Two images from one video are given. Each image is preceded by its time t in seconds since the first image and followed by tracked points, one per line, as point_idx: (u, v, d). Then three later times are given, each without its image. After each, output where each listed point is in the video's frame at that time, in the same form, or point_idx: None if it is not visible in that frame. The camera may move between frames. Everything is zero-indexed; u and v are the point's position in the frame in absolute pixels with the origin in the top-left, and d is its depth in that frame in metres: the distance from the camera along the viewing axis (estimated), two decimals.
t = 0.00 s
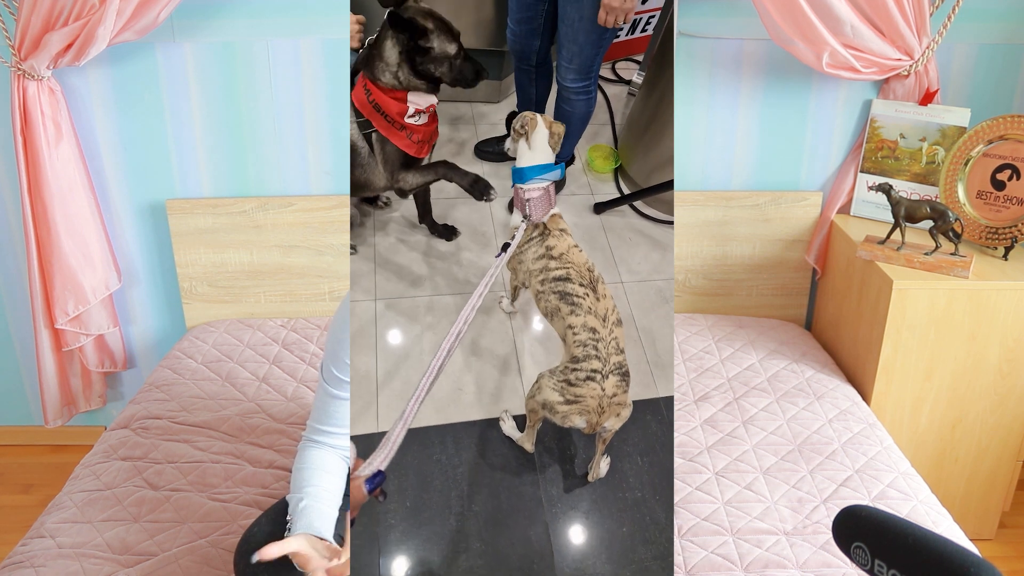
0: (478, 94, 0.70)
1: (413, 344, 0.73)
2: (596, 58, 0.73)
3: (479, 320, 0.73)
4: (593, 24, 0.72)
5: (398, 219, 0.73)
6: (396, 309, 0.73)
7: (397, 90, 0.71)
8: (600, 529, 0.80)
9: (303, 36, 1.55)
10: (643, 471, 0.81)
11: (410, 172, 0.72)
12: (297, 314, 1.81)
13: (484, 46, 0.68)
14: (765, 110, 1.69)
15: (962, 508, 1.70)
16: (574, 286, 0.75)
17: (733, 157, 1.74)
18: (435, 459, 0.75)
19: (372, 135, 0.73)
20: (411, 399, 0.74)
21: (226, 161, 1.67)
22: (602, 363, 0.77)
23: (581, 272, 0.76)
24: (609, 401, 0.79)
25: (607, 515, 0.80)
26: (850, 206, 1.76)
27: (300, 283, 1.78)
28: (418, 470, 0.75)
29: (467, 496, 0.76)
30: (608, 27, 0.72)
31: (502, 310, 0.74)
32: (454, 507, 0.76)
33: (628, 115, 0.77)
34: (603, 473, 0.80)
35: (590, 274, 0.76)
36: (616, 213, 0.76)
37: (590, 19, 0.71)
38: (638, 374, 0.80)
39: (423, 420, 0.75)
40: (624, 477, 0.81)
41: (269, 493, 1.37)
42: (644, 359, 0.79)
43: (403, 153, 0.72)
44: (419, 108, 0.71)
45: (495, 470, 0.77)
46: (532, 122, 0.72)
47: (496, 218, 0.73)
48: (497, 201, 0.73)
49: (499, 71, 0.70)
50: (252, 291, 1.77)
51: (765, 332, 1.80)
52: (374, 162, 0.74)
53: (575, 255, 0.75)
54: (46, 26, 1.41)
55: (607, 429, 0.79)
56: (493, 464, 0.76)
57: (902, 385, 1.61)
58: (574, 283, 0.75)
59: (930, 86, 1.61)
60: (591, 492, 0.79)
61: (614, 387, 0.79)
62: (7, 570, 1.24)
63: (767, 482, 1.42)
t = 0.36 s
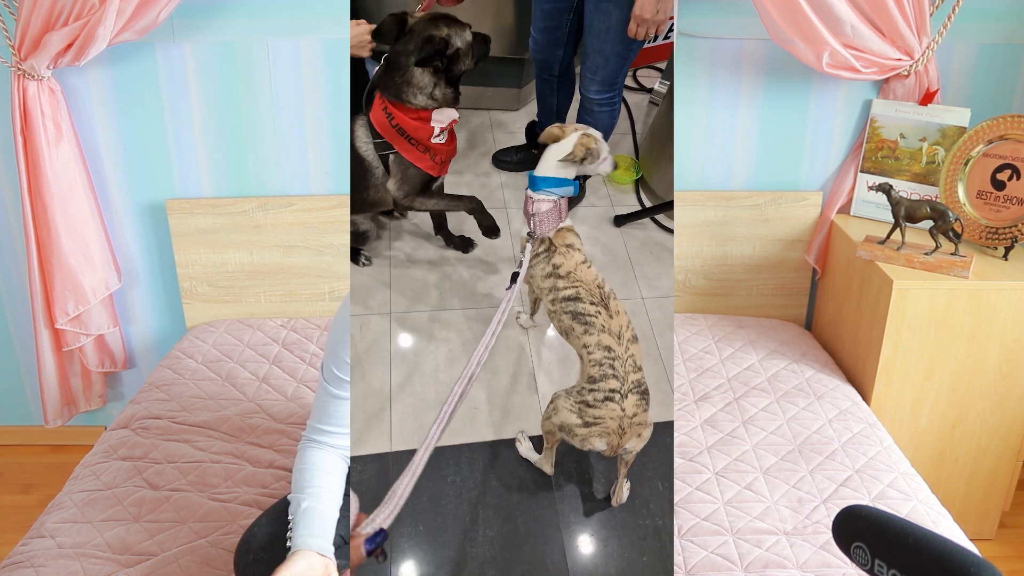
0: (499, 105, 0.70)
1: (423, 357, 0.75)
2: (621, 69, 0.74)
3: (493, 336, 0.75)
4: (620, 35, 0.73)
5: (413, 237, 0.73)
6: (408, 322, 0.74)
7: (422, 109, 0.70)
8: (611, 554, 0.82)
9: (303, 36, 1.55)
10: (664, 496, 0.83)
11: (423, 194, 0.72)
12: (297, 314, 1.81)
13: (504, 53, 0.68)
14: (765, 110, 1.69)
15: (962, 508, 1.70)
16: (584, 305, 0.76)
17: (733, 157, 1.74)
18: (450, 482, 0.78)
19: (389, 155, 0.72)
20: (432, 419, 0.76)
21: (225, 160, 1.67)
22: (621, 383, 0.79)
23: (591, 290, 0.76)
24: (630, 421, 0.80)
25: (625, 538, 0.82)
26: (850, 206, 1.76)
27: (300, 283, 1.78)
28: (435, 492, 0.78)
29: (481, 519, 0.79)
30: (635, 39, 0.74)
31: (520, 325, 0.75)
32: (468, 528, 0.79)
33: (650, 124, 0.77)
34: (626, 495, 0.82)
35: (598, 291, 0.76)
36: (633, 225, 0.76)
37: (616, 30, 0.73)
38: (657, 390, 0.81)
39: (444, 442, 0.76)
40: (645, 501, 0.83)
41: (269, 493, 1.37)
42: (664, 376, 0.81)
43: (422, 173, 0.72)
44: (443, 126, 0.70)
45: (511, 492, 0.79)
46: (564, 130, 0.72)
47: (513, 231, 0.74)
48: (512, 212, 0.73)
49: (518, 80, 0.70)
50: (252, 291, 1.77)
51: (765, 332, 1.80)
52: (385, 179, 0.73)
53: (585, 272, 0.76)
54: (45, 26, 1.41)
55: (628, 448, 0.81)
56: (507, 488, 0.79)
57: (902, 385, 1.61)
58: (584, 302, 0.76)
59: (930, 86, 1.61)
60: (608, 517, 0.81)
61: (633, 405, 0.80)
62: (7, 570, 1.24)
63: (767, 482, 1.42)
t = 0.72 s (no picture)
0: (505, 121, 0.62)
1: (416, 374, 0.64)
2: (630, 92, 0.65)
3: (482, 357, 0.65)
4: (629, 58, 0.65)
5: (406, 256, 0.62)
6: (396, 338, 0.63)
7: (431, 134, 0.61)
8: None
9: (303, 36, 1.56)
10: (649, 537, 0.72)
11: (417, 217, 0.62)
12: (297, 314, 1.81)
13: (512, 66, 0.60)
14: (765, 111, 1.69)
15: (961, 509, 1.70)
16: (561, 336, 0.66)
17: (733, 158, 1.74)
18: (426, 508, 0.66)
19: (388, 179, 0.63)
20: (408, 442, 0.65)
21: (226, 161, 1.67)
22: (603, 421, 0.68)
23: (568, 320, 0.66)
24: (614, 459, 0.69)
25: None
26: (850, 206, 1.76)
27: (300, 283, 1.78)
28: (410, 518, 0.66)
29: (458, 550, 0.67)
30: (644, 63, 0.66)
31: (509, 344, 0.65)
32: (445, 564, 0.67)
33: (658, 144, 0.66)
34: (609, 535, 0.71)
35: (576, 322, 0.66)
36: (635, 247, 0.66)
37: (625, 53, 0.65)
38: (644, 428, 0.70)
39: (423, 463, 0.65)
40: (627, 541, 0.72)
41: (269, 493, 1.37)
42: (655, 411, 0.70)
43: (423, 199, 0.62)
44: (447, 151, 0.61)
45: (489, 520, 0.67)
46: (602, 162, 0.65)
47: (511, 242, 0.64)
48: (511, 230, 0.64)
49: (525, 93, 0.61)
50: (252, 291, 1.77)
51: (765, 332, 1.80)
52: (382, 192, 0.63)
53: (564, 300, 0.66)
54: (45, 26, 1.41)
55: (615, 488, 0.71)
56: (483, 518, 0.67)
57: (902, 385, 1.61)
58: (560, 335, 0.66)
59: (930, 86, 1.61)
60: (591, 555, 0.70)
61: (616, 445, 0.69)
62: (7, 570, 1.24)
63: (767, 482, 1.42)
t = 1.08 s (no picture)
0: (505, 120, 0.62)
1: (412, 379, 0.64)
2: (626, 96, 0.68)
3: (483, 363, 0.65)
4: (626, 62, 0.68)
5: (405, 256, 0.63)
6: (394, 341, 0.63)
7: (427, 124, 0.61)
8: None
9: (303, 36, 1.55)
10: (643, 544, 0.72)
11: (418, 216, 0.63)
12: (297, 314, 1.81)
13: (512, 69, 0.62)
14: (765, 111, 1.69)
15: (961, 509, 1.70)
16: (573, 337, 0.67)
17: (733, 158, 1.74)
18: (418, 513, 0.66)
19: (388, 178, 0.63)
20: (405, 445, 0.65)
21: (226, 160, 1.67)
22: (601, 428, 0.69)
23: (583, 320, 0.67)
24: (607, 468, 0.70)
25: None
26: (850, 207, 1.76)
27: (299, 283, 1.78)
28: (403, 523, 0.66)
29: (452, 555, 0.67)
30: (640, 67, 0.69)
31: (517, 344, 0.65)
32: (440, 568, 0.67)
33: (658, 146, 0.69)
34: (604, 541, 0.71)
35: (592, 324, 0.67)
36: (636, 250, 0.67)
37: (621, 56, 0.67)
38: (638, 437, 0.70)
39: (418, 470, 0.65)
40: (621, 548, 0.71)
41: (269, 493, 1.37)
42: (653, 415, 0.71)
43: (428, 193, 0.63)
44: (444, 141, 0.62)
45: (483, 522, 0.68)
46: (558, 156, 0.64)
47: (509, 247, 0.64)
48: (509, 232, 0.64)
49: (523, 95, 0.63)
50: (252, 291, 1.77)
51: (765, 332, 1.80)
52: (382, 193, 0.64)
53: (580, 299, 0.67)
54: (46, 26, 1.41)
55: (605, 496, 0.70)
56: (479, 520, 0.67)
57: (902, 385, 1.61)
58: (574, 336, 0.67)
59: (930, 86, 1.60)
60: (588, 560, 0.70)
61: (610, 455, 0.69)
62: (7, 570, 1.24)
63: (767, 482, 1.42)
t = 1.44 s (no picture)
0: (503, 122, 0.62)
1: (414, 378, 0.64)
2: (626, 95, 0.66)
3: (481, 365, 0.65)
4: (624, 61, 0.65)
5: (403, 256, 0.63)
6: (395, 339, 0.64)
7: (417, 127, 0.62)
8: None
9: (303, 36, 1.55)
10: (645, 543, 0.71)
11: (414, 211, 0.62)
12: (297, 314, 1.81)
13: (513, 70, 0.60)
14: (765, 111, 1.69)
15: (961, 509, 1.70)
16: (568, 330, 0.65)
17: (733, 158, 1.74)
18: (421, 512, 0.66)
19: (377, 170, 0.64)
20: (407, 445, 0.65)
21: (226, 160, 1.67)
22: (599, 417, 0.68)
23: (575, 313, 0.65)
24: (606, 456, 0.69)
25: None
26: (850, 207, 1.76)
27: (299, 283, 1.78)
28: (405, 523, 0.66)
29: (454, 555, 0.66)
30: (640, 66, 0.66)
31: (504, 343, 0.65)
32: (442, 568, 0.66)
33: (658, 147, 0.69)
34: (607, 539, 0.70)
35: (583, 316, 0.66)
36: (633, 250, 0.67)
37: (621, 55, 0.65)
38: (640, 432, 0.70)
39: (422, 469, 0.66)
40: (624, 549, 0.71)
41: (269, 493, 1.37)
42: (654, 415, 0.70)
43: (412, 191, 0.63)
44: (436, 146, 0.62)
45: (486, 523, 0.67)
46: (443, 208, 0.63)
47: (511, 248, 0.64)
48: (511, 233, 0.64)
49: (524, 95, 0.61)
50: (253, 291, 1.77)
51: (765, 332, 1.80)
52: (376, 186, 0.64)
53: (569, 293, 0.65)
54: (46, 26, 1.41)
55: (605, 486, 0.70)
56: (482, 521, 0.67)
57: (902, 385, 1.61)
58: (568, 328, 0.65)
59: (930, 86, 1.61)
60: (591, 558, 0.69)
61: (610, 443, 0.68)
62: (7, 570, 1.24)
63: (767, 482, 1.42)
